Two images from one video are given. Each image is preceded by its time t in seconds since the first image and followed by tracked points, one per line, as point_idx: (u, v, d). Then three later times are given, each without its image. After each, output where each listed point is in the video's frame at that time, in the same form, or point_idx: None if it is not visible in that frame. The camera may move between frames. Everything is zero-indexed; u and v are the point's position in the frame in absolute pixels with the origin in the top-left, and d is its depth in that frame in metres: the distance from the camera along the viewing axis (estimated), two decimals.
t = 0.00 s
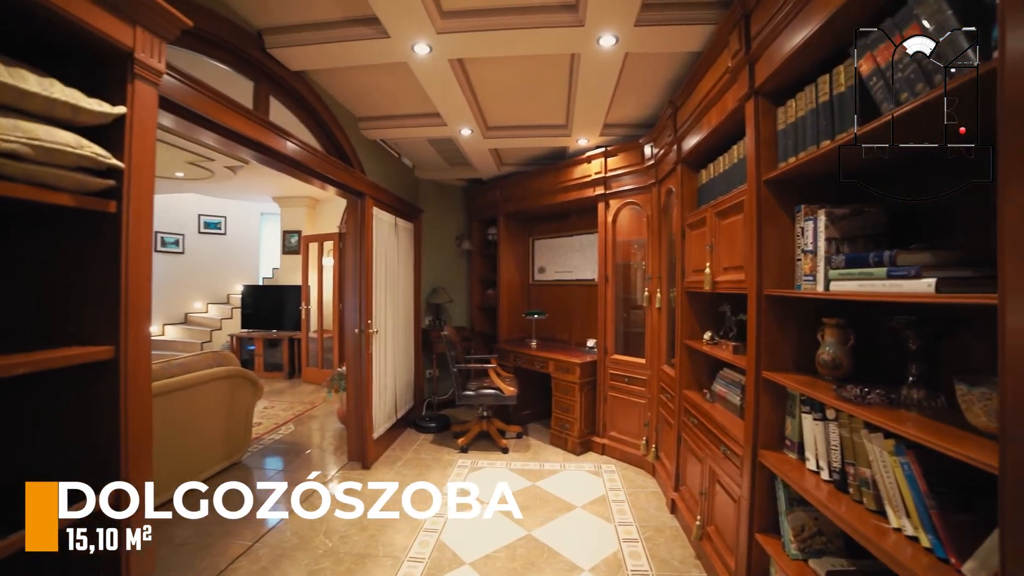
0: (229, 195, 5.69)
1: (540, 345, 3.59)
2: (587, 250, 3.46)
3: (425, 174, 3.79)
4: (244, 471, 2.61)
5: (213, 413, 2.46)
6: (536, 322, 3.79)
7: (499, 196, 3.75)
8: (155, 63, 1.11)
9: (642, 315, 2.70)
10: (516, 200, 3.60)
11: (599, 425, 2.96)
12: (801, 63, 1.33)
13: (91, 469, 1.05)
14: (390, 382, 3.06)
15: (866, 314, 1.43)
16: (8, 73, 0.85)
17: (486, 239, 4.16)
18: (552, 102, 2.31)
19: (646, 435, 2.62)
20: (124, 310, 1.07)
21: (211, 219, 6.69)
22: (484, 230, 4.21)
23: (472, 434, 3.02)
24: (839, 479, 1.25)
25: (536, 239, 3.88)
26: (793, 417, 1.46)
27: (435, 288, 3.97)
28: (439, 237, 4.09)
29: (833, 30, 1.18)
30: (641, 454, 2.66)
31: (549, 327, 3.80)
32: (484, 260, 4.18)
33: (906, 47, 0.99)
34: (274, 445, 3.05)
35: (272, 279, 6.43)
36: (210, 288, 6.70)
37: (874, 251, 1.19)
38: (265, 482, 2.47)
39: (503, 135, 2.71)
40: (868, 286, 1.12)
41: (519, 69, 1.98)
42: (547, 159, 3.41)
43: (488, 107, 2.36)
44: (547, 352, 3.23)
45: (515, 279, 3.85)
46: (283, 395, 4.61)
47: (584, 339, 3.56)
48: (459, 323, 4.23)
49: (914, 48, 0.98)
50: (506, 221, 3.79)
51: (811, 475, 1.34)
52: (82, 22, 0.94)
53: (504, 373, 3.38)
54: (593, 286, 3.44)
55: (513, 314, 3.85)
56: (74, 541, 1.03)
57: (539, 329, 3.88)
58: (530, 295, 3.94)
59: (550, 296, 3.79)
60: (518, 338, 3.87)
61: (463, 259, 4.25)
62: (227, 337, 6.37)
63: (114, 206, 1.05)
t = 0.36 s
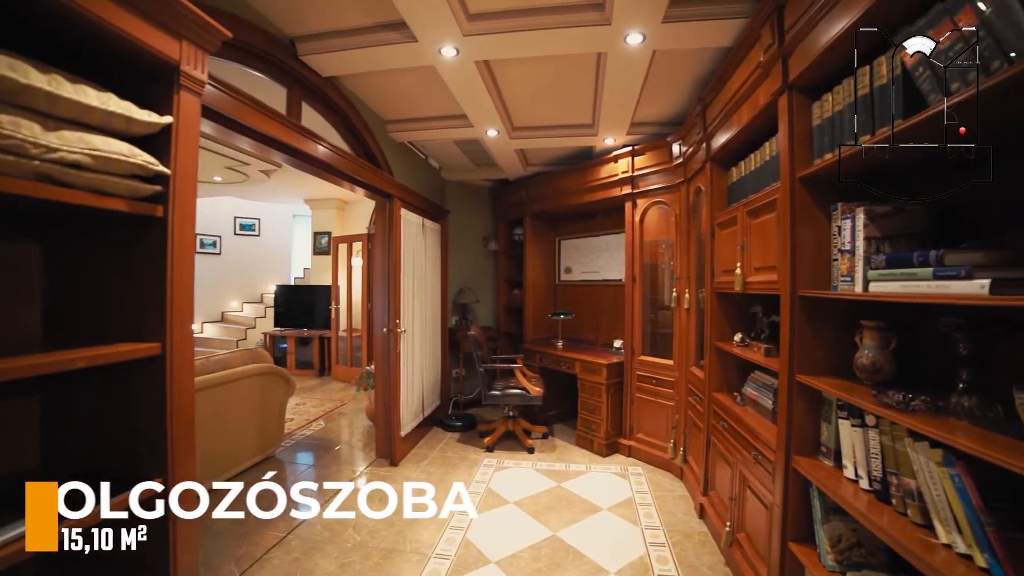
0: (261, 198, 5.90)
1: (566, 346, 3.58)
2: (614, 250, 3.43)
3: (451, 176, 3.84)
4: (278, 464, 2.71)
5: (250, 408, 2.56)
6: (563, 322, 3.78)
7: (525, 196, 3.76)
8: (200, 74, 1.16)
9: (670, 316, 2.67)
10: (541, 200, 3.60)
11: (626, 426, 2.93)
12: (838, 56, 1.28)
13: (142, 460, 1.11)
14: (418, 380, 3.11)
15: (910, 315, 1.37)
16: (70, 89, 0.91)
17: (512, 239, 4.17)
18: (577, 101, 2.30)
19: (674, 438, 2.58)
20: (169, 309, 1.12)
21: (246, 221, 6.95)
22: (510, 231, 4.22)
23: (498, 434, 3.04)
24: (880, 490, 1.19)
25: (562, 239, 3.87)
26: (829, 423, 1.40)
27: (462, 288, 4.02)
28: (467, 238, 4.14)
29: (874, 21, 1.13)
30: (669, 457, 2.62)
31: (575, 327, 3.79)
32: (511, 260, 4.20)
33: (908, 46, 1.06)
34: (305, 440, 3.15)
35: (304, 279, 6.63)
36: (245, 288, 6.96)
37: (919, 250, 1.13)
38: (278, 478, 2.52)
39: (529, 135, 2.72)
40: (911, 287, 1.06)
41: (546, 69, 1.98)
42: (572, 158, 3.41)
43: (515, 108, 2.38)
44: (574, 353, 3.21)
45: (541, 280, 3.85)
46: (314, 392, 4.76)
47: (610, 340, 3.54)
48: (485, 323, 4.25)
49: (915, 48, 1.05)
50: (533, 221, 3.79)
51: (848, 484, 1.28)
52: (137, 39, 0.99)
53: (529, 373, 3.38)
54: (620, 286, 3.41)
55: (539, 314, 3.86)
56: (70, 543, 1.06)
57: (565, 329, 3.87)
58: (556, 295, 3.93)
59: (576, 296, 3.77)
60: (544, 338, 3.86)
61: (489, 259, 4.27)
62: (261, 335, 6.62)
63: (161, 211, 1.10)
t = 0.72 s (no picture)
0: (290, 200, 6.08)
1: (590, 346, 3.56)
2: (639, 250, 3.39)
3: (475, 176, 3.86)
4: (306, 459, 2.79)
5: (279, 405, 2.64)
6: (586, 322, 3.75)
7: (548, 197, 3.76)
8: (234, 82, 1.20)
9: (696, 316, 2.62)
10: (564, 200, 3.59)
11: (651, 428, 2.88)
12: (876, 46, 1.23)
13: (182, 452, 1.16)
14: (442, 379, 3.14)
15: (956, 318, 1.30)
16: (122, 102, 0.96)
17: (535, 239, 4.17)
18: (601, 100, 2.28)
19: (700, 441, 2.53)
20: (207, 307, 1.16)
21: (276, 223, 7.18)
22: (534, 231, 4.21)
23: (521, 434, 3.04)
24: (925, 502, 1.12)
25: (586, 238, 3.85)
26: (866, 430, 1.34)
27: (485, 288, 4.04)
28: (490, 238, 4.16)
29: (914, 9, 1.08)
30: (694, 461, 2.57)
31: (599, 327, 3.76)
32: (534, 261, 4.20)
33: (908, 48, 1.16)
34: (331, 437, 3.23)
35: (331, 279, 6.80)
36: (275, 288, 7.19)
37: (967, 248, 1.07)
38: (306, 473, 2.59)
39: (554, 135, 2.72)
40: (959, 288, 1.01)
41: (570, 68, 1.98)
42: (596, 157, 3.38)
43: (538, 108, 2.38)
44: (598, 354, 3.19)
45: (565, 280, 3.83)
46: (340, 389, 4.87)
47: (635, 341, 3.49)
48: (508, 323, 4.26)
49: (914, 47, 1.15)
50: (556, 221, 3.79)
51: (888, 494, 1.21)
52: (179, 52, 1.04)
53: (552, 373, 3.38)
54: (645, 286, 3.36)
55: (563, 314, 3.84)
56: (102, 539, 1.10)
57: (588, 329, 3.84)
58: (579, 295, 3.91)
59: (600, 296, 3.74)
60: (567, 338, 3.85)
61: (512, 259, 4.29)
62: (290, 334, 6.82)
63: (198, 214, 1.14)
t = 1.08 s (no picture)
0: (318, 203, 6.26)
1: (617, 347, 3.53)
2: (668, 249, 3.33)
3: (501, 177, 3.88)
4: (335, 455, 2.85)
5: (310, 401, 2.71)
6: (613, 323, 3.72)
7: (574, 196, 3.74)
8: (269, 89, 1.23)
9: (725, 317, 2.56)
10: (590, 199, 3.56)
11: (678, 431, 2.84)
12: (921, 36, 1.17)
13: (222, 443, 1.21)
14: (468, 378, 3.17)
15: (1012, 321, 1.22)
16: (168, 112, 1.01)
17: (561, 239, 4.15)
18: (627, 98, 2.26)
19: (729, 445, 2.47)
20: (243, 307, 1.20)
21: (307, 225, 7.38)
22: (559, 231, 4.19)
23: (546, 434, 3.04)
24: (981, 518, 1.04)
25: (612, 238, 3.82)
26: (910, 439, 1.27)
27: (511, 288, 4.06)
28: (516, 238, 4.17)
29: None
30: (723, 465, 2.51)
31: (626, 328, 3.72)
32: (559, 261, 4.18)
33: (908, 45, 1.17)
34: (359, 434, 3.30)
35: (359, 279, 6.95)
36: (305, 288, 7.41)
37: None
38: (336, 468, 2.66)
39: (581, 135, 2.70)
40: (1014, 289, 0.95)
41: (597, 67, 1.96)
42: (623, 156, 3.35)
43: (564, 108, 2.37)
44: (625, 355, 3.14)
45: (591, 280, 3.80)
46: (368, 387, 4.98)
47: (662, 342, 3.44)
48: (534, 323, 4.27)
49: (915, 47, 1.16)
50: (582, 220, 3.76)
51: (937, 509, 1.14)
52: (219, 61, 1.09)
53: (578, 374, 3.36)
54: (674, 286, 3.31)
55: (589, 315, 3.81)
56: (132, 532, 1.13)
57: (615, 330, 3.80)
58: (606, 295, 3.88)
59: (627, 297, 3.70)
60: (594, 339, 3.82)
61: (537, 259, 4.29)
62: (320, 332, 7.00)
63: (236, 216, 1.18)
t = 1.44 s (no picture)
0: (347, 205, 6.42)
1: (644, 348, 3.49)
2: (697, 249, 3.27)
3: (527, 177, 3.89)
4: (364, 452, 2.92)
5: (339, 399, 2.78)
6: (640, 323, 3.67)
7: (600, 196, 3.71)
8: (303, 95, 1.27)
9: (757, 319, 2.49)
10: (617, 199, 3.52)
11: (707, 435, 2.78)
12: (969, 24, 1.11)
13: (258, 438, 1.25)
14: (494, 378, 3.18)
15: None
16: (209, 120, 1.05)
17: (587, 239, 4.11)
18: (654, 96, 2.23)
19: (761, 450, 2.40)
20: (278, 306, 1.23)
21: (336, 227, 7.57)
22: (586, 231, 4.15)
23: (573, 435, 3.02)
24: None
25: (640, 238, 3.77)
26: (961, 448, 1.20)
27: (537, 288, 4.07)
28: (543, 238, 4.17)
29: None
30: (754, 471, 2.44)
31: (653, 329, 3.67)
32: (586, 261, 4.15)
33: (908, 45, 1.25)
34: (387, 431, 3.37)
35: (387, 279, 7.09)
36: (335, 288, 7.60)
37: None
38: (365, 465, 2.72)
39: (607, 134, 2.68)
40: None
41: (625, 65, 1.94)
42: (651, 155, 3.31)
43: (590, 107, 2.36)
44: (653, 356, 3.10)
45: (618, 280, 3.76)
46: (396, 386, 5.08)
47: (691, 344, 3.37)
48: (560, 323, 4.26)
49: (915, 47, 1.24)
50: (609, 220, 3.73)
51: (993, 524, 1.07)
52: (257, 71, 1.13)
53: (606, 375, 3.33)
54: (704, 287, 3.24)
55: (617, 315, 3.77)
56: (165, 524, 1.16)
57: (642, 331, 3.76)
58: (633, 296, 3.83)
59: (655, 297, 3.65)
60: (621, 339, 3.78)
61: (564, 260, 4.28)
62: (349, 332, 7.17)
63: (271, 219, 1.22)
